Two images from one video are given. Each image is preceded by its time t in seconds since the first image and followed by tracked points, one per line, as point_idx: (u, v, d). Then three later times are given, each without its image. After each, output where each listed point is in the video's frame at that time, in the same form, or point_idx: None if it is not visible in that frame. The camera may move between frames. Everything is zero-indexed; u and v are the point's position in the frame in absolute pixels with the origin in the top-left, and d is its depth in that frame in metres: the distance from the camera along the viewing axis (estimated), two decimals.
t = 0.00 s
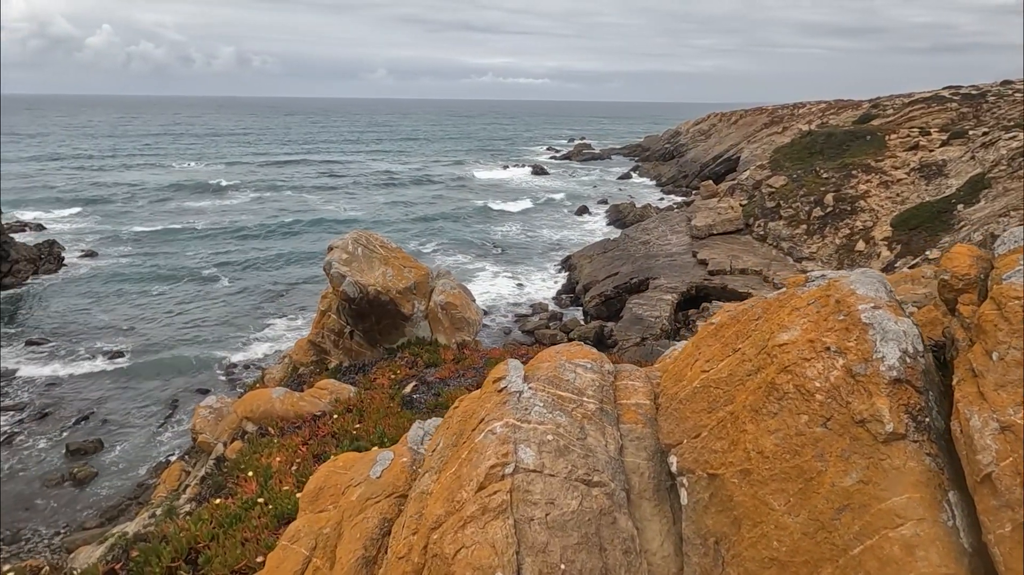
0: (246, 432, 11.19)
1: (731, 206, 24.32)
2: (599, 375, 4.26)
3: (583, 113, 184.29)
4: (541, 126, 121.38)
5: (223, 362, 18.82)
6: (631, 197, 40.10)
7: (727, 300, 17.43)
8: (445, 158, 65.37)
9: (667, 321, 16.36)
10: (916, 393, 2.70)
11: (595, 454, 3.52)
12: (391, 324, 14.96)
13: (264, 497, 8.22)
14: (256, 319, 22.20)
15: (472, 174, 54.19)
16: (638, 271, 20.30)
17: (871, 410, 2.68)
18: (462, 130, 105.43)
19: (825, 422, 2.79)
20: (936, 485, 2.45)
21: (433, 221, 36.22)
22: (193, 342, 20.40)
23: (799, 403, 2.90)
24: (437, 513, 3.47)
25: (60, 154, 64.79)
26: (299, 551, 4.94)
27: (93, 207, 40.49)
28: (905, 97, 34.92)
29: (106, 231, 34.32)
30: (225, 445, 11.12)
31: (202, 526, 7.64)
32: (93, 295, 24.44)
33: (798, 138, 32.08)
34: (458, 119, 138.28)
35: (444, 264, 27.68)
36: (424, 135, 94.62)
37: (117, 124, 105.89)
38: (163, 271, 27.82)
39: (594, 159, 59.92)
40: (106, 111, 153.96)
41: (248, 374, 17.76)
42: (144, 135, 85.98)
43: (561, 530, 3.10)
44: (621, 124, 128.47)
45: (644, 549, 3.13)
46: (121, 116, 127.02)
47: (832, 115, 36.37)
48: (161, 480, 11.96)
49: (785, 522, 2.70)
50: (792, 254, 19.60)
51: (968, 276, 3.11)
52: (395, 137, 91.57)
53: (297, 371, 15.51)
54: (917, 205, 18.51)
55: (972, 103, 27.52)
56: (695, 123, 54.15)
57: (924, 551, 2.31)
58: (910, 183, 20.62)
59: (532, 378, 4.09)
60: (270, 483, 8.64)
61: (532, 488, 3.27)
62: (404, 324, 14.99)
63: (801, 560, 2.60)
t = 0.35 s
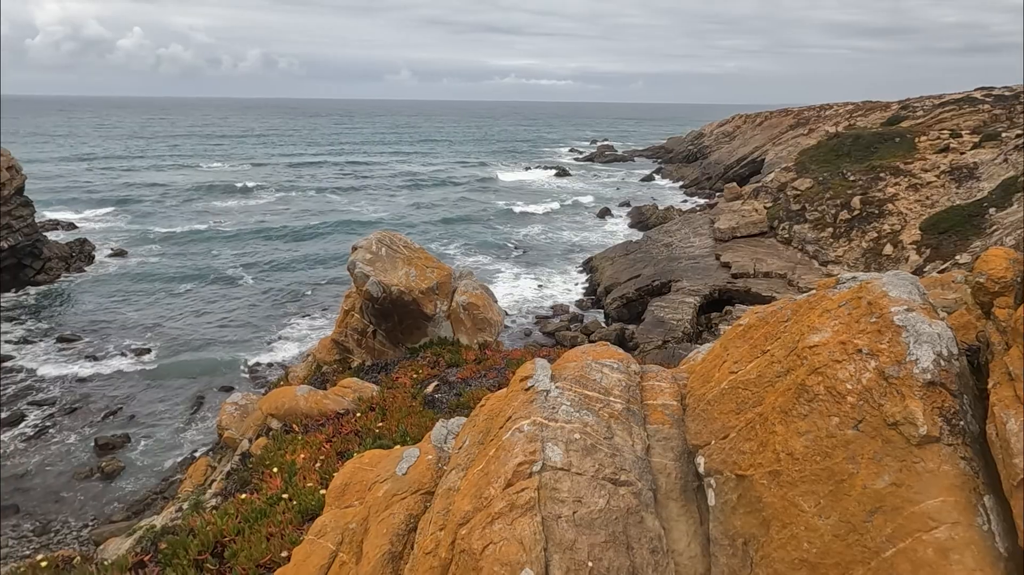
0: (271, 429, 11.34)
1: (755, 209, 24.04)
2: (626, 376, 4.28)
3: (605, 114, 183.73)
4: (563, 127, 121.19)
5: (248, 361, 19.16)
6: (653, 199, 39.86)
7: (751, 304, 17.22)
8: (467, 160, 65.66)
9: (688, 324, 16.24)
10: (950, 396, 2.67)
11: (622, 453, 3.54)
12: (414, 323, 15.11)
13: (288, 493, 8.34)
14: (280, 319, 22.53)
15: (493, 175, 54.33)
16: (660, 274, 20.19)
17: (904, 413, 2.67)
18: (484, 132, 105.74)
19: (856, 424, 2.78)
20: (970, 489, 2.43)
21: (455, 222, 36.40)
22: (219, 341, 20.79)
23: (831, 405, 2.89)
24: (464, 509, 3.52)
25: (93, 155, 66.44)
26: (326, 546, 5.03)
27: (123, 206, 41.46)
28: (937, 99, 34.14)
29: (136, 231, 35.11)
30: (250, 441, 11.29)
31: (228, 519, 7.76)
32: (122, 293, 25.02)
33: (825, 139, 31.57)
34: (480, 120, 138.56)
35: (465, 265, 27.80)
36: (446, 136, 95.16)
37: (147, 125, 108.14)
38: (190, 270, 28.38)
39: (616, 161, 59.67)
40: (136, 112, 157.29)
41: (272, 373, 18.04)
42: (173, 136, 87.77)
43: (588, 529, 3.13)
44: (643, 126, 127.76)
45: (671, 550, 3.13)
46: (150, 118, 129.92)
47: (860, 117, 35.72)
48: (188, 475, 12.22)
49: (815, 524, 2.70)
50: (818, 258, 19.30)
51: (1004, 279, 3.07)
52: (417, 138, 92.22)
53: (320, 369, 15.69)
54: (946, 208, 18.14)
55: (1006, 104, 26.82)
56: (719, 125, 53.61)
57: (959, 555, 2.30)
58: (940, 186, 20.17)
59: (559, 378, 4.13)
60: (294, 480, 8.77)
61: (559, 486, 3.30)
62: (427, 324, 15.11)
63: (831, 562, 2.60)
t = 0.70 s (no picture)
0: (298, 425, 11.54)
1: (783, 211, 23.73)
2: (655, 378, 4.31)
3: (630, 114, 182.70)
4: (588, 128, 120.83)
5: (275, 358, 19.53)
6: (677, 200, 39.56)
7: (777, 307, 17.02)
8: (491, 161, 65.87)
9: (713, 327, 16.11)
10: (987, 402, 2.65)
11: (651, 454, 3.57)
12: (438, 323, 15.27)
13: (315, 488, 8.50)
14: (307, 317, 22.90)
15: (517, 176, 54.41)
16: (685, 276, 20.05)
17: (939, 419, 2.66)
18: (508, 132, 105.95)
19: (888, 429, 2.79)
20: (1007, 498, 2.41)
21: (479, 223, 36.58)
22: (247, 338, 21.22)
23: (864, 411, 2.90)
24: (493, 507, 3.58)
25: (127, 154, 68.18)
26: (354, 540, 5.13)
27: (155, 205, 42.49)
28: (974, 99, 33.18)
29: (168, 229, 35.98)
30: (277, 436, 11.51)
31: (256, 513, 7.92)
32: (153, 290, 25.67)
33: (855, 141, 30.98)
34: (503, 121, 138.70)
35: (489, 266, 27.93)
36: (470, 137, 95.59)
37: (178, 125, 110.48)
38: (219, 268, 29.02)
39: (641, 163, 59.29)
40: (168, 113, 160.70)
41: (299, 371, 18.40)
42: (204, 137, 89.63)
43: (617, 528, 3.16)
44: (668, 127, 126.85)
45: (700, 551, 3.15)
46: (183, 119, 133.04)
47: (892, 118, 34.99)
48: (216, 469, 12.52)
49: (848, 528, 2.70)
50: (847, 261, 18.97)
51: None
52: (442, 138, 92.79)
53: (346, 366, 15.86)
54: (981, 212, 17.72)
55: None
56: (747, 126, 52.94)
57: (996, 562, 2.28)
58: (975, 189, 19.67)
59: (588, 379, 4.18)
60: (320, 476, 8.93)
61: (589, 486, 3.35)
62: (451, 323, 15.24)
63: (864, 566, 2.60)
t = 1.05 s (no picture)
0: (326, 421, 11.73)
1: (814, 213, 23.32)
2: (687, 378, 4.31)
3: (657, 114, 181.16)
4: (614, 128, 120.18)
5: (302, 356, 19.88)
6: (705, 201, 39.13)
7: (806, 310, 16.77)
8: (517, 161, 65.92)
9: (740, 330, 15.94)
10: None
11: (684, 454, 3.59)
12: (465, 322, 15.39)
13: (343, 483, 8.64)
14: (334, 316, 23.24)
15: (542, 176, 54.37)
16: (712, 278, 19.85)
17: (981, 422, 2.63)
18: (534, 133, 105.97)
19: (929, 432, 2.76)
20: None
21: (504, 223, 36.66)
22: (275, 336, 21.62)
23: (904, 413, 2.87)
24: (527, 502, 3.63)
25: (161, 153, 69.85)
26: (386, 533, 5.22)
27: (188, 204, 43.46)
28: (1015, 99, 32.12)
29: (200, 228, 36.81)
30: (306, 431, 11.72)
31: (285, 506, 8.10)
32: (185, 287, 26.28)
33: (889, 141, 30.30)
34: (529, 120, 138.62)
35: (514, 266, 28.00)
36: (496, 137, 95.85)
37: (210, 126, 112.83)
38: (249, 266, 29.60)
39: (668, 163, 58.76)
40: (201, 113, 164.23)
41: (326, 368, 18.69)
42: (235, 136, 91.34)
43: (651, 526, 3.20)
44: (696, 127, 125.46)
45: (734, 551, 3.16)
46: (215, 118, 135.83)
47: (928, 119, 34.11)
48: (245, 463, 12.79)
49: (886, 531, 2.71)
50: (878, 265, 18.59)
51: None
52: (469, 138, 93.16)
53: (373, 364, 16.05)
54: (1020, 215, 17.21)
55: None
56: (777, 127, 52.08)
57: None
58: (1015, 191, 19.08)
59: (621, 378, 4.22)
60: (348, 471, 9.08)
61: (622, 484, 3.38)
62: (477, 322, 15.34)
63: (903, 568, 2.61)
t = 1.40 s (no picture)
0: (355, 417, 11.89)
1: (846, 216, 22.85)
2: (722, 379, 4.32)
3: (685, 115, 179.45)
4: (641, 129, 119.38)
5: (329, 355, 20.21)
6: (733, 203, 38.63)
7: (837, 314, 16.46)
8: (543, 162, 65.88)
9: (768, 333, 15.72)
10: None
11: (720, 453, 3.59)
12: (492, 322, 15.48)
13: (371, 479, 8.77)
14: (361, 316, 23.54)
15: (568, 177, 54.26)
16: (740, 281, 19.61)
17: None
18: (560, 133, 105.82)
19: (975, 435, 2.73)
20: None
21: (530, 224, 36.68)
22: (304, 334, 21.98)
23: (949, 415, 2.84)
24: (562, 499, 3.67)
25: (194, 153, 71.53)
26: (417, 528, 5.28)
27: (220, 203, 44.43)
28: None
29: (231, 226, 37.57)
30: (335, 427, 11.90)
31: (314, 500, 8.25)
32: (217, 285, 26.88)
33: (926, 143, 29.53)
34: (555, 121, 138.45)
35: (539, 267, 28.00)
36: (523, 137, 95.92)
37: (242, 126, 115.05)
38: (278, 265, 30.13)
39: (696, 164, 58.12)
40: (232, 113, 167.45)
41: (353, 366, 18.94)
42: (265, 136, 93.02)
43: (687, 524, 3.21)
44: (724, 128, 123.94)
45: (771, 551, 3.16)
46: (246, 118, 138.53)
47: (967, 120, 33.15)
48: (274, 458, 13.05)
49: (928, 534, 2.70)
50: (913, 269, 18.16)
51: None
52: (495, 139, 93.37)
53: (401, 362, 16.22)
54: None
55: None
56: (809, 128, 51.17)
57: None
58: None
59: (656, 377, 4.24)
60: (376, 467, 9.21)
61: (658, 483, 3.40)
62: (504, 322, 15.40)
63: (947, 571, 2.60)
